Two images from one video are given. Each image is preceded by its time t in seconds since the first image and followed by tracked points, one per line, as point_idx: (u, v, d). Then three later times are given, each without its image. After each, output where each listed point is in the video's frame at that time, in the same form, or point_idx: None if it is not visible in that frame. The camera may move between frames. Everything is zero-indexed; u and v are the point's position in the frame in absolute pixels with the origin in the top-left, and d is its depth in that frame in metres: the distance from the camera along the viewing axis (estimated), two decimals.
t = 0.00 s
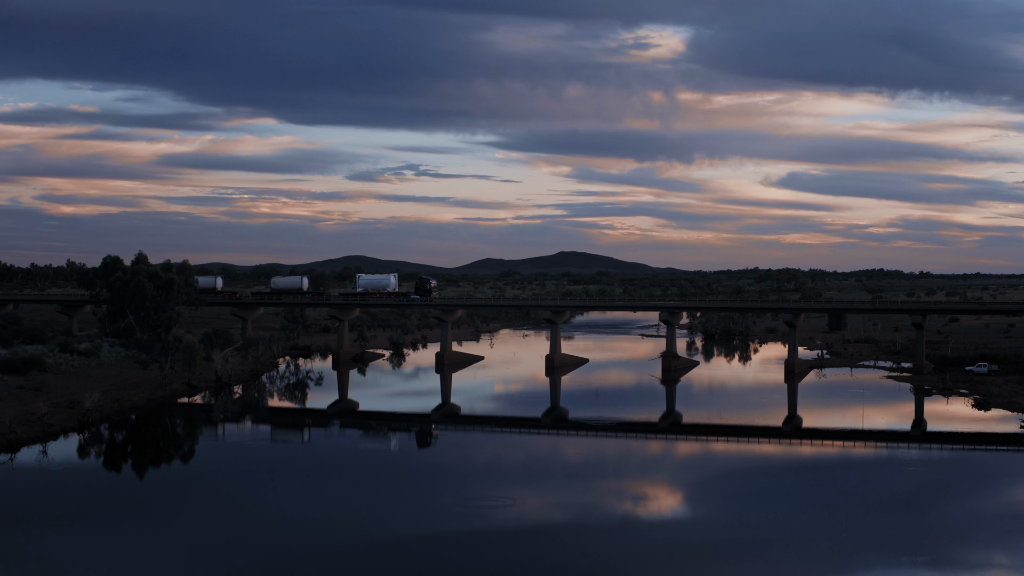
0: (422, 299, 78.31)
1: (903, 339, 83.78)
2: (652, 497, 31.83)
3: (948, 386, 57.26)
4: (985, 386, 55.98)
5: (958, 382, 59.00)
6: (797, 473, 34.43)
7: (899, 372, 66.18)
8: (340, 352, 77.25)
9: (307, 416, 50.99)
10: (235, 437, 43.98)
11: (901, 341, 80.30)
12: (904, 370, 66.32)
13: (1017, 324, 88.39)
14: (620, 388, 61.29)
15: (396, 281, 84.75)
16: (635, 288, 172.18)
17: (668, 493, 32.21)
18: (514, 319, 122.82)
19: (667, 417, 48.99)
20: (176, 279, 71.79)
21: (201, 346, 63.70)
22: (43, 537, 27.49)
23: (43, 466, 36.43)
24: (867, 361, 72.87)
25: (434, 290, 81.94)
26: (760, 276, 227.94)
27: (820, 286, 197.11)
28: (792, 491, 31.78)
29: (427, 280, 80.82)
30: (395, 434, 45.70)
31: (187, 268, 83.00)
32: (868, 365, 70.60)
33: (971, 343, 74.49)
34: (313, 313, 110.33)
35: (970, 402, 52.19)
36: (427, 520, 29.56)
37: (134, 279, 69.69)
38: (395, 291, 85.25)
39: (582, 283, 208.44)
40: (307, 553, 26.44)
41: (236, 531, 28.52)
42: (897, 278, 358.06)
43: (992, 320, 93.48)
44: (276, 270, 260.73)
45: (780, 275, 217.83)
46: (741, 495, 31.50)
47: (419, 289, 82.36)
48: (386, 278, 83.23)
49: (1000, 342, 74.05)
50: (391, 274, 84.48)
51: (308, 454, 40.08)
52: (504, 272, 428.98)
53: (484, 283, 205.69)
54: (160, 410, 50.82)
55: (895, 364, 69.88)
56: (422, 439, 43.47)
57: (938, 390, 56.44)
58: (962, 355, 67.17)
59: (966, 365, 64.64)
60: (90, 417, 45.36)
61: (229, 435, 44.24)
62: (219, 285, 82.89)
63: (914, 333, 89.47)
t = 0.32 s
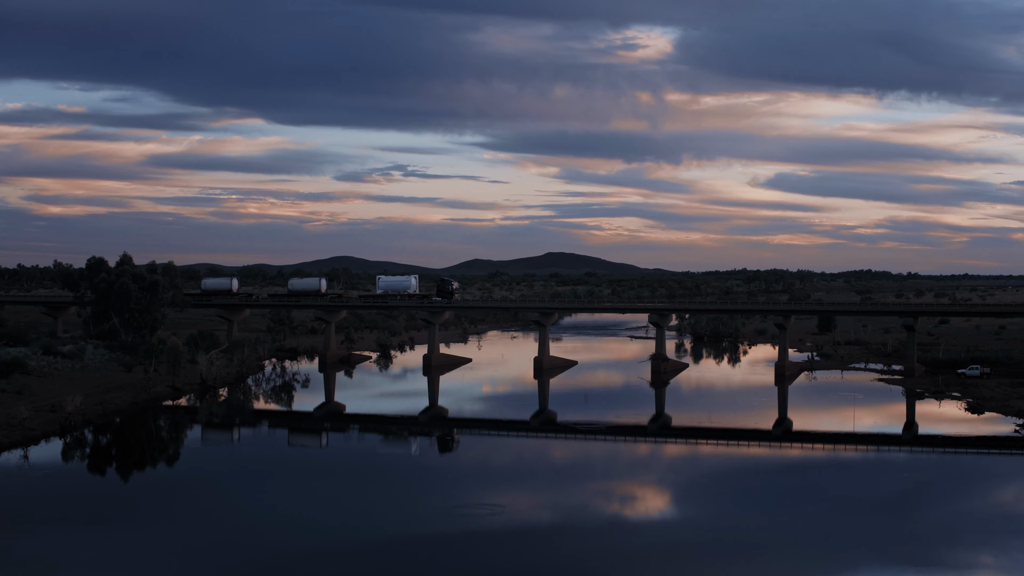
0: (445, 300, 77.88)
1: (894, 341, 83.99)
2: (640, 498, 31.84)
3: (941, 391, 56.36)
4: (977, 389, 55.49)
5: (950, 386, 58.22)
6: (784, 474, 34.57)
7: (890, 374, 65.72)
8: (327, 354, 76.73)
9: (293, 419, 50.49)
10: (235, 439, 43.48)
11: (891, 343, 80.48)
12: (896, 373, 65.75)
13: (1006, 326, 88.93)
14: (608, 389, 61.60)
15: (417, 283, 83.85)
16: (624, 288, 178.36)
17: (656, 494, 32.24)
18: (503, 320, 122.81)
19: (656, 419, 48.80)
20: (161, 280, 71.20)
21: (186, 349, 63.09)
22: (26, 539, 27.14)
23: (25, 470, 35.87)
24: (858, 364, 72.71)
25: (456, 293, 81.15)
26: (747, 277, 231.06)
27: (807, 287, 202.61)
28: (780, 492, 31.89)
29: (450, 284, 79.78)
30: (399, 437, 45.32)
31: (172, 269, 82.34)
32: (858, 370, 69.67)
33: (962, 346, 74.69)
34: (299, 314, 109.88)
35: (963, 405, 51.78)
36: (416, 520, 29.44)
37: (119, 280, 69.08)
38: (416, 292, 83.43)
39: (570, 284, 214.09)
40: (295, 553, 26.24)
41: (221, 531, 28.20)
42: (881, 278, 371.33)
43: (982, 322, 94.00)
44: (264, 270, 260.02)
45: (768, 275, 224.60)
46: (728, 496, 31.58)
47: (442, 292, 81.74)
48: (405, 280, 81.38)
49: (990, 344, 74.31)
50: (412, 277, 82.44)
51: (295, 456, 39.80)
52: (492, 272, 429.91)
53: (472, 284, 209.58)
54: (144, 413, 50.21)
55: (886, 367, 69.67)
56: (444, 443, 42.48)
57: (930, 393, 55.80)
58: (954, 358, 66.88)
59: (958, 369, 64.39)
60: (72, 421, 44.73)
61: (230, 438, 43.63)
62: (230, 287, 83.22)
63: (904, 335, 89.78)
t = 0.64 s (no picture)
0: (464, 303, 77.20)
1: (884, 342, 83.99)
2: (628, 498, 31.82)
3: (933, 394, 55.53)
4: (970, 393, 54.52)
5: (942, 390, 57.27)
6: (771, 475, 34.67)
7: (882, 377, 65.12)
8: (313, 356, 76.14)
9: (278, 422, 49.89)
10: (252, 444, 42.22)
11: (882, 345, 80.47)
12: (887, 376, 64.92)
13: (997, 329, 89.08)
14: (595, 389, 61.99)
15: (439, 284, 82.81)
16: (614, 288, 185.79)
17: (643, 494, 32.26)
18: (490, 322, 122.49)
19: (645, 423, 48.09)
20: (146, 282, 70.56)
21: (170, 351, 62.43)
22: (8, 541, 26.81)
23: (6, 474, 35.29)
24: (849, 366, 72.62)
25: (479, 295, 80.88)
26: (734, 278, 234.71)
27: (796, 286, 206.91)
28: (765, 493, 31.97)
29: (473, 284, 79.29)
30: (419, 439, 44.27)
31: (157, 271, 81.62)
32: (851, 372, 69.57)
33: (952, 349, 74.69)
34: (286, 316, 109.39)
35: (957, 409, 50.72)
36: (404, 520, 29.31)
37: (103, 282, 68.40)
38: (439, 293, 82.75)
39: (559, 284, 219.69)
40: (281, 554, 26.05)
41: (207, 532, 27.93)
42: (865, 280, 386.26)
43: (973, 324, 94.14)
44: (251, 271, 259.06)
45: (755, 275, 228.34)
46: (715, 496, 31.65)
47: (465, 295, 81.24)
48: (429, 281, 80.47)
49: (980, 347, 74.14)
50: (434, 278, 81.52)
51: (282, 456, 39.55)
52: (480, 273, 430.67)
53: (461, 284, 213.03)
54: (127, 417, 49.54)
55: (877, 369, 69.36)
56: (467, 449, 41.09)
57: (923, 397, 55.01)
58: (946, 360, 66.34)
59: (950, 372, 63.62)
60: (54, 425, 44.03)
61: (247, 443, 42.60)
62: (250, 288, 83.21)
63: (894, 337, 89.87)
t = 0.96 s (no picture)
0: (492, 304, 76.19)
1: (875, 344, 84.22)
2: (614, 499, 31.79)
3: (927, 398, 54.26)
4: (965, 396, 53.36)
5: (935, 392, 55.85)
6: (757, 475, 34.72)
7: (875, 380, 63.78)
8: (299, 358, 75.60)
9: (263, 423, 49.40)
10: (269, 448, 41.67)
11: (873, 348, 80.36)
12: (879, 379, 63.61)
13: (987, 331, 89.33)
14: (582, 389, 62.01)
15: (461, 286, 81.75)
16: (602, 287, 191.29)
17: (630, 495, 32.23)
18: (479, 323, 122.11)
19: (635, 426, 47.35)
20: (130, 283, 69.80)
21: (153, 354, 61.75)
22: None
23: None
24: (840, 367, 72.44)
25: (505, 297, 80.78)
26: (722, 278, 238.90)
27: (784, 286, 208.75)
28: (751, 493, 32.03)
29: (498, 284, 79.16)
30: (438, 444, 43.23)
31: (141, 272, 80.79)
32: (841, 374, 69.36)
33: (944, 351, 74.53)
34: (272, 318, 108.75)
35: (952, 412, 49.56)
36: (390, 520, 29.17)
37: (86, 283, 67.57)
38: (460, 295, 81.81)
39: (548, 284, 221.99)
40: (267, 554, 25.86)
41: (191, 533, 27.69)
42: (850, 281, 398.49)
43: (963, 326, 94.35)
44: (238, 270, 257.52)
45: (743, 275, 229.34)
46: (702, 496, 31.68)
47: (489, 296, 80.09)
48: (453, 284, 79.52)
49: (972, 350, 74.08)
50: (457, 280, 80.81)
51: (268, 458, 39.24)
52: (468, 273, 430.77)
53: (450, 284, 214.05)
54: (109, 421, 48.89)
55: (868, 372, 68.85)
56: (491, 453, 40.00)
57: (916, 401, 53.77)
58: (938, 363, 65.65)
59: (943, 374, 62.77)
60: (34, 429, 43.37)
61: (264, 447, 41.93)
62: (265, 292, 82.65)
63: (885, 339, 90.01)
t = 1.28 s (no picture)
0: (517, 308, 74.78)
1: (866, 347, 84.77)
2: (601, 499, 31.74)
3: (921, 402, 53.36)
4: (959, 400, 52.51)
5: (929, 397, 55.31)
6: (744, 476, 34.80)
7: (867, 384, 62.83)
8: (284, 361, 75.19)
9: (248, 426, 48.99)
10: (288, 454, 40.53)
11: (864, 351, 80.51)
12: (872, 384, 62.55)
13: (978, 333, 89.67)
14: (569, 390, 62.08)
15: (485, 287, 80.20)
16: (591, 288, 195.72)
17: (617, 495, 32.21)
18: (466, 324, 122.06)
19: (624, 429, 46.58)
20: (113, 285, 68.98)
21: (136, 357, 61.09)
22: None
23: None
24: (833, 372, 71.68)
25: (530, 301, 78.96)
26: (709, 279, 243.15)
27: (771, 288, 210.49)
28: (737, 494, 32.05)
29: (525, 287, 77.22)
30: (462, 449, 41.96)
31: (125, 272, 79.88)
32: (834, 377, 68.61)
33: (938, 354, 74.55)
34: (257, 319, 108.15)
35: (947, 417, 48.66)
36: (377, 522, 28.97)
37: (69, 284, 66.70)
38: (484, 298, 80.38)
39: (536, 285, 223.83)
40: (251, 556, 25.65)
41: (175, 536, 27.42)
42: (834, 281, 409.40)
43: (954, 330, 95.08)
44: (225, 271, 256.66)
45: (729, 277, 230.99)
46: (688, 497, 31.69)
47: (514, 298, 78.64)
48: (477, 286, 78.03)
49: (964, 353, 74.34)
50: (481, 282, 79.43)
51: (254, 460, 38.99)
52: (455, 274, 430.85)
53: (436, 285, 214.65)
54: (91, 425, 48.27)
55: (861, 375, 68.34)
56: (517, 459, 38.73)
57: (909, 406, 52.85)
58: (931, 367, 64.73)
59: (936, 378, 61.99)
60: (14, 433, 42.71)
61: (282, 452, 40.89)
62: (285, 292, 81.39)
63: (876, 341, 90.77)
